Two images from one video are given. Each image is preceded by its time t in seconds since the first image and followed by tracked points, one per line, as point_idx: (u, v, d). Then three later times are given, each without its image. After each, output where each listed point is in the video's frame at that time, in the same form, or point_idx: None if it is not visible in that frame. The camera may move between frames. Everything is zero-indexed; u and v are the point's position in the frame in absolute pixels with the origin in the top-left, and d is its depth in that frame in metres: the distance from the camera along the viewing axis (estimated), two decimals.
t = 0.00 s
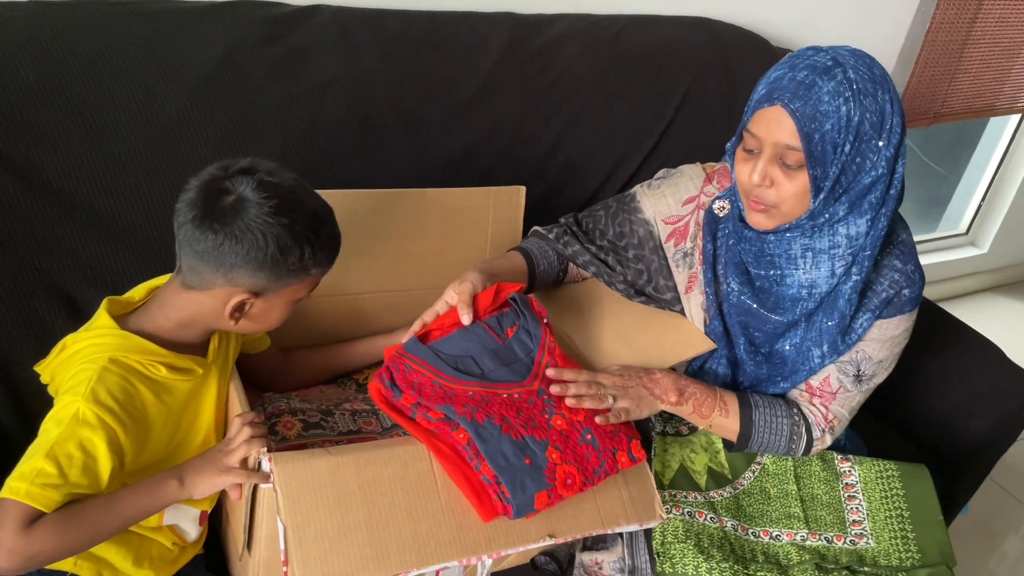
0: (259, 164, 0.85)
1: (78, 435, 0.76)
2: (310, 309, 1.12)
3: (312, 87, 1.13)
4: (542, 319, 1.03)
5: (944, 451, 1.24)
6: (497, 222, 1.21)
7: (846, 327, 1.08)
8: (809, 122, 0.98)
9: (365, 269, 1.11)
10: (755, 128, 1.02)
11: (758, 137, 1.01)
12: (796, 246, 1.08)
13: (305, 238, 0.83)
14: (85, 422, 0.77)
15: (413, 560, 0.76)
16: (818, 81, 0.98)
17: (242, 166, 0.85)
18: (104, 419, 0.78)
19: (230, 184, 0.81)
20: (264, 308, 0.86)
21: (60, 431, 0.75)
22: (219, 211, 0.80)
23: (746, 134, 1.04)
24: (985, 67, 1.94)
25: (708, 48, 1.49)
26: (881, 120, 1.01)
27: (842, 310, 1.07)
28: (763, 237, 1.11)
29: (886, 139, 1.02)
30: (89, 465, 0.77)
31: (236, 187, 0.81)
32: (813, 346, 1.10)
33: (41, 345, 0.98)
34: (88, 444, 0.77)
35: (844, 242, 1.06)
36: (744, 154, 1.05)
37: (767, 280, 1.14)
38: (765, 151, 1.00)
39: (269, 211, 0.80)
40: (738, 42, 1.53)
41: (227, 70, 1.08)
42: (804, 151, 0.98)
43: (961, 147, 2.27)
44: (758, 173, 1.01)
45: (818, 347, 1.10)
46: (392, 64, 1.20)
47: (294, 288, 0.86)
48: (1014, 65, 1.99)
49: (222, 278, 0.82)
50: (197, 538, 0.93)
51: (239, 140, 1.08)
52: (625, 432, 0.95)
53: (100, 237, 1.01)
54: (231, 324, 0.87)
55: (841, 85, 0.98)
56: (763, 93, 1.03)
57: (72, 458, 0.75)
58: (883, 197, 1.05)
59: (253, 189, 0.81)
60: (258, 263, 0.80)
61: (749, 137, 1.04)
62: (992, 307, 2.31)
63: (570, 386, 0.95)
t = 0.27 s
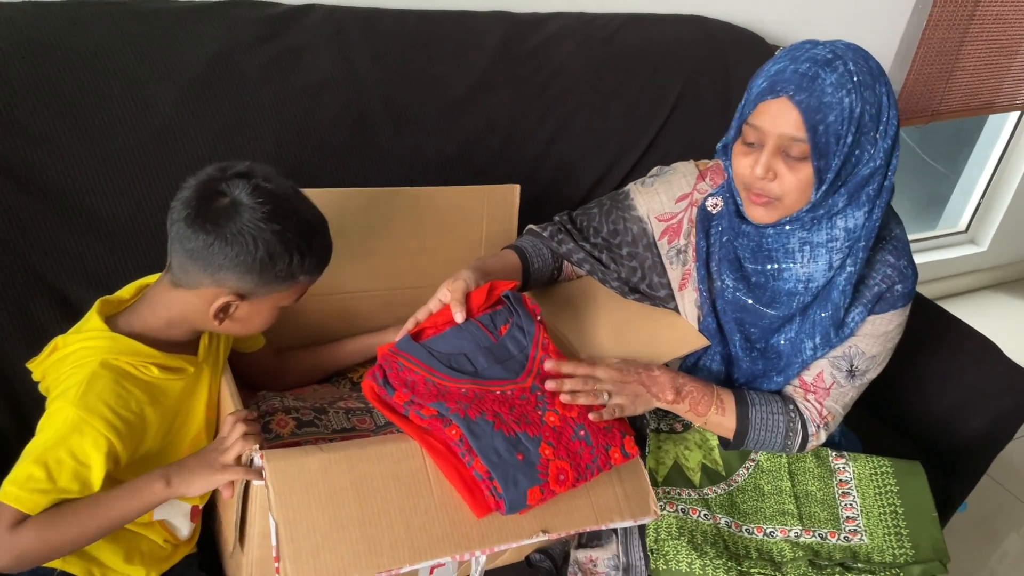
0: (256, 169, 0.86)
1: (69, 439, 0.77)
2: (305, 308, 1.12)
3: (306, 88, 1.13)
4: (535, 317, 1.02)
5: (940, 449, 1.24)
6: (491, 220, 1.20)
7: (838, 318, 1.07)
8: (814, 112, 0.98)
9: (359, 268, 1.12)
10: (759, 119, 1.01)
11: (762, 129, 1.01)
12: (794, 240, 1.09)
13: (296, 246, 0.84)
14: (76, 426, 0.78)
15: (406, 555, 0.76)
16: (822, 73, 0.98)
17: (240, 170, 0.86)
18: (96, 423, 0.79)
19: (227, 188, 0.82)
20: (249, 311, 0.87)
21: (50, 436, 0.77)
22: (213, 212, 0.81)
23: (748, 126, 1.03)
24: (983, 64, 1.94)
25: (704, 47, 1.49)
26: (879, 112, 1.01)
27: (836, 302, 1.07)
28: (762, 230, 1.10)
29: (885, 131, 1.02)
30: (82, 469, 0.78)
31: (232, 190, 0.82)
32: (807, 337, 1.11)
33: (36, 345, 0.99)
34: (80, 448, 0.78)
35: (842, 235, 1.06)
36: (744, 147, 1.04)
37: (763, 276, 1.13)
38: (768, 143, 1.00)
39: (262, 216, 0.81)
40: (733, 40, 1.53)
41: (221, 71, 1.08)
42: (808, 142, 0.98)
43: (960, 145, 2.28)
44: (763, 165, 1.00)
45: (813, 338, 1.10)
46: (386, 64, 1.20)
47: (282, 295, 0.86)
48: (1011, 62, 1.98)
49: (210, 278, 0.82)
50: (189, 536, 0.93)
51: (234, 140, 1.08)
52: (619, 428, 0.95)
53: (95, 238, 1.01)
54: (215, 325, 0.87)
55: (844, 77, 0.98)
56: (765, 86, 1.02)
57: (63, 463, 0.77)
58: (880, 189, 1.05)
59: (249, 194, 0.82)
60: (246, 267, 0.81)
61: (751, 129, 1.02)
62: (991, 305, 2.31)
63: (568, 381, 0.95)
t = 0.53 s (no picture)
0: (256, 187, 0.86)
1: (71, 451, 0.79)
2: (304, 309, 1.12)
3: (305, 89, 1.14)
4: (531, 316, 1.02)
5: (941, 448, 1.24)
6: (489, 221, 1.21)
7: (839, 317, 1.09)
8: (852, 96, 0.99)
9: (357, 270, 1.12)
10: (791, 108, 1.00)
11: (795, 117, 1.00)
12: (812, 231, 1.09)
13: (290, 266, 0.84)
14: (77, 438, 0.80)
15: (405, 553, 0.76)
16: (848, 60, 0.99)
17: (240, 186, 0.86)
18: (96, 433, 0.81)
19: (226, 205, 0.82)
20: (240, 325, 0.87)
21: (54, 450, 0.79)
22: (212, 229, 0.81)
23: (776, 115, 1.02)
24: (985, 62, 1.94)
25: (703, 47, 1.49)
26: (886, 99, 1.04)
27: (851, 291, 1.08)
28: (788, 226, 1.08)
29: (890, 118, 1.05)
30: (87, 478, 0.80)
31: (230, 208, 0.82)
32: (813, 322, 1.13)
33: (35, 348, 0.99)
34: (82, 459, 0.80)
35: (857, 224, 1.07)
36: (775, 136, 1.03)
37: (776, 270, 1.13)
38: (807, 130, 0.99)
39: (258, 237, 0.81)
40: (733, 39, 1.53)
41: (220, 72, 1.08)
42: (846, 126, 0.99)
43: (963, 142, 2.26)
44: (805, 152, 0.99)
45: (830, 325, 1.10)
46: (384, 65, 1.20)
47: (273, 311, 0.87)
48: (1013, 60, 1.98)
49: (204, 293, 0.83)
50: (186, 531, 0.94)
51: (233, 141, 1.09)
52: (619, 423, 0.93)
53: (95, 240, 1.02)
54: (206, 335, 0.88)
55: (866, 63, 1.00)
56: (792, 75, 1.01)
57: (68, 474, 0.79)
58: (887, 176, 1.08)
59: (248, 213, 0.82)
60: (239, 285, 0.82)
61: (782, 118, 1.02)
62: (994, 305, 2.30)
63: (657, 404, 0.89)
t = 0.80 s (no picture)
0: (263, 209, 0.84)
1: (72, 457, 0.79)
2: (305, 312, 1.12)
3: (305, 92, 1.14)
4: (534, 319, 1.02)
5: (946, 449, 1.23)
6: (489, 223, 1.20)
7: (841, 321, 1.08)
8: (842, 100, 0.98)
9: (358, 273, 1.12)
10: (782, 112, 1.01)
11: (787, 121, 1.01)
12: (813, 234, 1.08)
13: (292, 293, 0.83)
14: (77, 443, 0.80)
15: (406, 556, 0.76)
16: (841, 62, 0.99)
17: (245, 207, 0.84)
18: (97, 438, 0.81)
19: (229, 229, 0.81)
20: (242, 339, 0.88)
21: (54, 454, 0.79)
22: (214, 253, 0.80)
23: (767, 120, 1.03)
24: (987, 62, 1.93)
25: (704, 48, 1.49)
26: (886, 100, 1.03)
27: (850, 293, 1.07)
28: (787, 230, 1.08)
29: (891, 118, 1.04)
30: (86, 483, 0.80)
31: (235, 233, 0.81)
32: (813, 326, 1.11)
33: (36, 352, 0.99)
34: (82, 463, 0.80)
35: (858, 226, 1.06)
36: (767, 142, 1.04)
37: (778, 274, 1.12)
38: (798, 135, 1.00)
39: (260, 265, 0.80)
40: (733, 40, 1.53)
41: (220, 76, 1.08)
42: (838, 130, 0.99)
43: (966, 142, 2.26)
44: (795, 157, 0.99)
45: (832, 328, 1.09)
46: (384, 68, 1.20)
47: (274, 329, 0.87)
48: (1015, 59, 1.97)
49: (205, 312, 0.83)
50: (185, 534, 0.94)
51: (233, 145, 1.09)
52: (620, 425, 0.93)
53: (95, 245, 1.02)
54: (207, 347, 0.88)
55: (861, 65, 0.99)
56: (783, 79, 1.02)
57: (68, 479, 0.79)
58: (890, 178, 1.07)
59: (251, 239, 0.80)
60: (238, 309, 0.82)
61: (774, 123, 1.02)
62: (997, 305, 2.29)
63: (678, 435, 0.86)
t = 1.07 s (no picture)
0: (275, 235, 0.85)
1: (78, 465, 0.80)
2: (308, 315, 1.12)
3: (306, 95, 1.13)
4: (536, 321, 1.02)
5: (950, 452, 1.23)
6: (492, 227, 1.20)
7: (849, 321, 1.06)
8: (820, 105, 0.97)
9: (361, 277, 1.12)
10: (764, 115, 1.01)
11: (767, 124, 1.01)
12: (804, 237, 1.07)
13: (300, 320, 0.85)
14: (84, 451, 0.80)
15: (409, 562, 0.76)
16: (826, 66, 0.98)
17: (258, 232, 0.86)
18: (103, 446, 0.81)
19: (242, 255, 0.82)
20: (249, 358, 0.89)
21: (61, 463, 0.79)
22: (225, 279, 0.81)
23: (752, 123, 1.03)
24: (989, 62, 1.93)
25: (705, 49, 1.48)
26: (884, 105, 1.01)
27: (847, 300, 1.06)
28: (773, 229, 1.09)
29: (891, 124, 1.02)
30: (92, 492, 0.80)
31: (247, 261, 0.82)
32: (818, 335, 1.09)
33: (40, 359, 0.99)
34: (88, 472, 0.80)
35: (852, 231, 1.05)
36: (751, 145, 1.04)
37: (773, 275, 1.12)
38: (776, 138, 0.99)
39: (270, 294, 0.82)
40: (734, 41, 1.53)
41: (220, 80, 1.08)
42: (816, 135, 0.98)
43: (968, 142, 2.25)
44: (770, 161, 0.99)
45: (832, 336, 1.08)
46: (385, 70, 1.20)
47: (279, 352, 0.89)
48: (1018, 59, 1.96)
49: (212, 335, 0.85)
50: (187, 539, 0.94)
51: (234, 149, 1.09)
52: (624, 429, 0.93)
53: (99, 252, 1.02)
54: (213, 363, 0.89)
55: (848, 70, 0.98)
56: (768, 82, 1.02)
57: (74, 488, 0.79)
58: (889, 185, 1.04)
59: (263, 268, 0.82)
60: (245, 334, 0.83)
61: (756, 126, 1.02)
62: (1001, 305, 2.29)
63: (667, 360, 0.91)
